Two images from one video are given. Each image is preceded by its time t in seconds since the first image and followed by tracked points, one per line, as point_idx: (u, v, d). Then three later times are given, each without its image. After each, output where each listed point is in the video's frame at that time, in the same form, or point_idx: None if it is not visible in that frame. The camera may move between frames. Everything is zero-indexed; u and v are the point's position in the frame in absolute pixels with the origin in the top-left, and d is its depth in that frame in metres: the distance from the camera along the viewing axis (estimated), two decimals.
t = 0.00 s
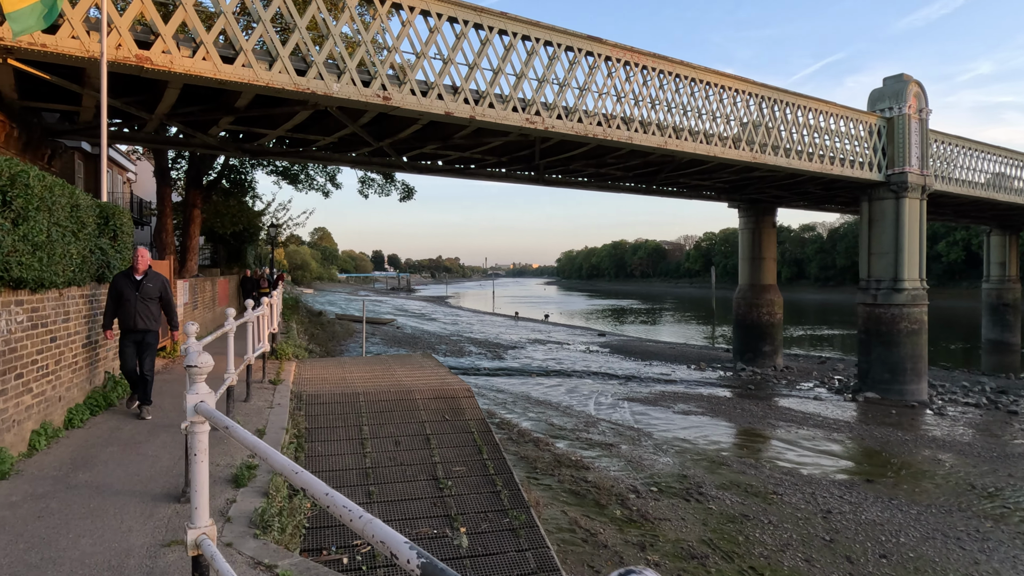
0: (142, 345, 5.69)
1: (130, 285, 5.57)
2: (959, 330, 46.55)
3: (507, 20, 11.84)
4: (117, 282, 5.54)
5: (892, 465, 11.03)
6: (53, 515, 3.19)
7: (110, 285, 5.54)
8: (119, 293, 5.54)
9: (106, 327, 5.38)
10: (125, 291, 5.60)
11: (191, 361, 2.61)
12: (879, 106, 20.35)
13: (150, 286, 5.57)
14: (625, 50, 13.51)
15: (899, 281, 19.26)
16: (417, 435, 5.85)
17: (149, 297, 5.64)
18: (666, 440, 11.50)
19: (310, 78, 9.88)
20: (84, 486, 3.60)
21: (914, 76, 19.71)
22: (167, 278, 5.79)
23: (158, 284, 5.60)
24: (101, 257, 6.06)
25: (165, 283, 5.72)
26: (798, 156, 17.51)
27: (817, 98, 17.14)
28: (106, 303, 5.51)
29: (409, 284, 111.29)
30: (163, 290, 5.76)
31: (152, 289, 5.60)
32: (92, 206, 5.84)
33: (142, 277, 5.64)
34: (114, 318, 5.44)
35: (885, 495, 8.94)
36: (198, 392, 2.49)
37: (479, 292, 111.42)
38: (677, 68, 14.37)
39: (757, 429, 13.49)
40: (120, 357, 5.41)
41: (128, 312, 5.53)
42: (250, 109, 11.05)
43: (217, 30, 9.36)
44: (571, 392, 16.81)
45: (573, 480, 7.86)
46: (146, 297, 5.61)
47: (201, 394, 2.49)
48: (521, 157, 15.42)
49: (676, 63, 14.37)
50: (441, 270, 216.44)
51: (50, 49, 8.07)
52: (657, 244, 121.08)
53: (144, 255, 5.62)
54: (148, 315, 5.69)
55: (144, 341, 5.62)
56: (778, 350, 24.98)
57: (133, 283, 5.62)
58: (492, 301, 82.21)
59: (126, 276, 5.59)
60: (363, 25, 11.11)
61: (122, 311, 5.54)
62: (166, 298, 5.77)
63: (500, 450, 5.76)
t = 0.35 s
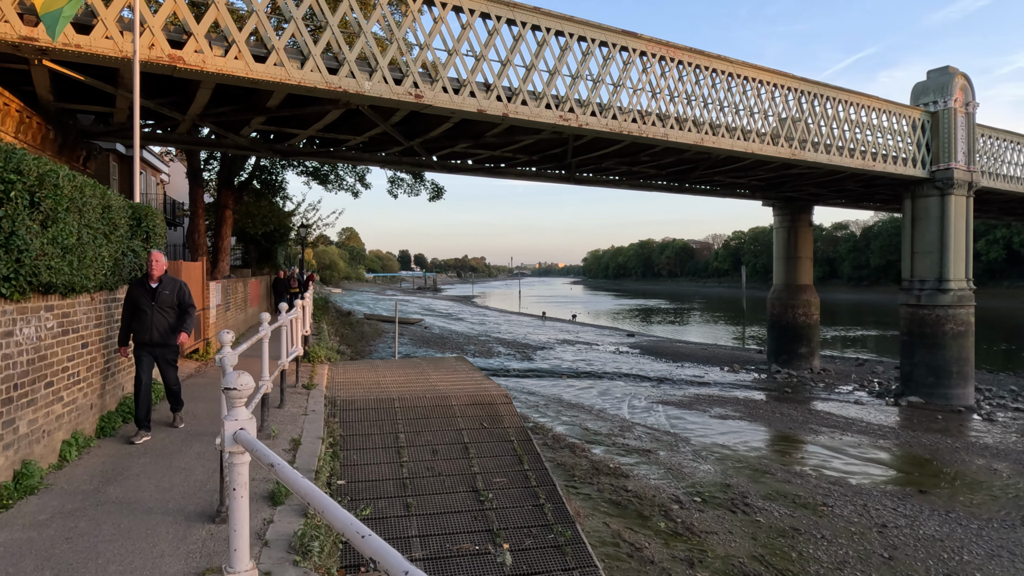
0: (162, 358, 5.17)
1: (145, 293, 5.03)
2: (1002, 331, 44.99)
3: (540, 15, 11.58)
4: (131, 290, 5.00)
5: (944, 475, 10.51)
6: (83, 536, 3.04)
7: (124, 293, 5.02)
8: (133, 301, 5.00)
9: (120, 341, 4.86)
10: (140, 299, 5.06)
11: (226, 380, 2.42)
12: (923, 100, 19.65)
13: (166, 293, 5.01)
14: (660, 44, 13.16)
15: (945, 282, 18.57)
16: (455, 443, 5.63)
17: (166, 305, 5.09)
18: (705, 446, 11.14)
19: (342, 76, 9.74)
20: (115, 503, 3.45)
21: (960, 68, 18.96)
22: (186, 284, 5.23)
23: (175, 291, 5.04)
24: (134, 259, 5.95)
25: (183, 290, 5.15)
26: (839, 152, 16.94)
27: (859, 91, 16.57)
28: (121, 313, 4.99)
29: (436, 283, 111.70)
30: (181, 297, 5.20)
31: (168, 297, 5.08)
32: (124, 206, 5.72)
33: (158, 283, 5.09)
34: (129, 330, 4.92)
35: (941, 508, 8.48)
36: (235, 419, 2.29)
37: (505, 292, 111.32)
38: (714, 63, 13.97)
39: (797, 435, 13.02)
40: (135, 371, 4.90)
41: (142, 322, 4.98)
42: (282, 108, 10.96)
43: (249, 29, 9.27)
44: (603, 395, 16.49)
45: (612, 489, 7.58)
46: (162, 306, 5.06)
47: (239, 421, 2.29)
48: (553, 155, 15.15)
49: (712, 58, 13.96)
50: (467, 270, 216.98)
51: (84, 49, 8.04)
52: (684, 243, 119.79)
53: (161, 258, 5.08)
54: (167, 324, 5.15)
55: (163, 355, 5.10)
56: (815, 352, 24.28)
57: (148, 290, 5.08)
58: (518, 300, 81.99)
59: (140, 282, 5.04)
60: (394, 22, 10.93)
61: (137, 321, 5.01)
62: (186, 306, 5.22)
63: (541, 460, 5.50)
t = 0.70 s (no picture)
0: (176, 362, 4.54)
1: (160, 288, 4.41)
2: None
3: (573, 7, 11.30)
4: (143, 284, 4.38)
5: (999, 483, 10.01)
6: (109, 550, 2.86)
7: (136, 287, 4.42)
8: (144, 297, 4.39)
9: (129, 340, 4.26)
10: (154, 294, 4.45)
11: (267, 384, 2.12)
12: (968, 92, 18.96)
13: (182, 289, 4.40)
14: (695, 36, 12.79)
15: (990, 280, 17.88)
16: (493, 447, 5.39)
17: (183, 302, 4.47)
18: (744, 450, 10.77)
19: (372, 71, 9.57)
20: (143, 512, 3.28)
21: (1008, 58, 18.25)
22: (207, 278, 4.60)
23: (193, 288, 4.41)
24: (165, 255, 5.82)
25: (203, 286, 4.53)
26: (880, 146, 16.38)
27: (900, 84, 16.00)
28: (132, 308, 4.40)
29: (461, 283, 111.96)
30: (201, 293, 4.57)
31: (187, 294, 4.50)
32: (153, 200, 5.58)
33: (175, 276, 4.47)
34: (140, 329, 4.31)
35: (1000, 519, 8.03)
36: (279, 432, 2.02)
37: (529, 292, 111.08)
38: (750, 55, 13.56)
39: (839, 439, 12.57)
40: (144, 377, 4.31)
41: (155, 322, 4.37)
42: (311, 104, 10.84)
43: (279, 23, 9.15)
44: (634, 396, 16.15)
45: (652, 495, 7.29)
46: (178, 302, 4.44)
47: (281, 434, 2.01)
48: (583, 151, 14.86)
49: (749, 50, 13.56)
50: (491, 269, 217.13)
51: (115, 45, 7.98)
52: (710, 242, 118.39)
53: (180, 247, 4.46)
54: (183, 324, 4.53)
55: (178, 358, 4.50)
56: (851, 353, 23.60)
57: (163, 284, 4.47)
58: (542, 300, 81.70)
59: (154, 275, 4.43)
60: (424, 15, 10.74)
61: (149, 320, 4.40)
62: (207, 303, 4.60)
63: (583, 466, 5.24)
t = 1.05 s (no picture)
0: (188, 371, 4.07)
1: (170, 287, 3.95)
2: None
3: (603, 0, 11.00)
4: (150, 284, 3.92)
5: None
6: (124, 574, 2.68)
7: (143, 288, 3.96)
8: (153, 298, 3.92)
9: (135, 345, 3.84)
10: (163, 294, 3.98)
11: (300, 409, 1.89)
12: (1011, 84, 18.27)
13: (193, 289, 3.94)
14: (728, 28, 12.41)
15: None
16: (527, 455, 5.14)
17: (196, 303, 4.02)
18: (780, 455, 10.39)
19: (398, 67, 9.38)
20: (161, 530, 3.10)
21: None
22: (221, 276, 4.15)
23: (207, 289, 3.95)
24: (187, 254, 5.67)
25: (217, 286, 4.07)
26: (919, 141, 15.82)
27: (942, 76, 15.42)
28: (138, 311, 3.94)
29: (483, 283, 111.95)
30: (214, 293, 4.12)
31: (198, 296, 4.02)
32: (176, 197, 5.42)
33: (186, 274, 4.01)
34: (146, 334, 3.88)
35: None
36: (311, 467, 1.90)
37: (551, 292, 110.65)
38: (785, 47, 13.15)
39: (878, 444, 12.11)
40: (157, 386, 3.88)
41: (163, 327, 3.89)
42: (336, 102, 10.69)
43: (304, 19, 8.99)
44: (663, 398, 15.79)
45: (690, 504, 6.98)
46: (190, 304, 3.99)
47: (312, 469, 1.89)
48: (611, 148, 14.54)
49: (784, 42, 13.14)
50: (513, 269, 217.00)
51: (140, 42, 7.88)
52: (735, 242, 116.87)
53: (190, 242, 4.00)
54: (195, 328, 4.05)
55: (190, 367, 4.04)
56: (886, 355, 22.94)
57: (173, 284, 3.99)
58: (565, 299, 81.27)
59: (162, 272, 3.96)
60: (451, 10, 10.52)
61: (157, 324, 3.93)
62: (220, 305, 4.15)
63: (622, 477, 4.97)
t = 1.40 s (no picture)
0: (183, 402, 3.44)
1: (151, 301, 3.31)
2: None
3: None
4: (128, 297, 3.29)
5: None
6: None
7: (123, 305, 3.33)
8: (132, 314, 3.29)
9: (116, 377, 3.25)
10: (145, 309, 3.35)
11: (344, 464, 1.75)
12: None
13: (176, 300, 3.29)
14: (761, 20, 12.01)
15: None
16: (562, 467, 4.86)
17: (183, 317, 3.37)
18: (818, 463, 9.99)
19: (422, 62, 9.15)
20: (177, 559, 2.91)
21: None
22: (212, 283, 3.50)
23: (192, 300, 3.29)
24: (207, 254, 5.47)
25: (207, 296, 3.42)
26: (959, 136, 15.24)
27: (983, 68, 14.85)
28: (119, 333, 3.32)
29: (502, 283, 111.90)
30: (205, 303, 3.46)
31: (186, 309, 3.36)
32: (195, 194, 5.23)
33: (170, 282, 3.35)
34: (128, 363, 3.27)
35: None
36: (356, 539, 1.86)
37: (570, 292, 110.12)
38: (819, 40, 12.71)
39: (919, 451, 11.64)
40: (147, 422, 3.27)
41: (144, 349, 3.26)
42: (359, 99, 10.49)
43: (327, 14, 8.79)
44: (691, 402, 15.41)
45: (729, 516, 6.65)
46: (177, 319, 3.34)
47: (356, 539, 1.85)
48: (638, 145, 14.21)
49: (818, 34, 12.69)
50: (532, 269, 216.63)
51: (161, 38, 7.73)
52: (757, 241, 115.48)
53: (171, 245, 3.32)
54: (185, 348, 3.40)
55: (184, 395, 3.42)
56: (919, 357, 22.29)
57: (154, 297, 3.34)
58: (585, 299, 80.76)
59: (142, 282, 3.33)
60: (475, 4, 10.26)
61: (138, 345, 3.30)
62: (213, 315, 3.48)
63: (665, 491, 4.68)
